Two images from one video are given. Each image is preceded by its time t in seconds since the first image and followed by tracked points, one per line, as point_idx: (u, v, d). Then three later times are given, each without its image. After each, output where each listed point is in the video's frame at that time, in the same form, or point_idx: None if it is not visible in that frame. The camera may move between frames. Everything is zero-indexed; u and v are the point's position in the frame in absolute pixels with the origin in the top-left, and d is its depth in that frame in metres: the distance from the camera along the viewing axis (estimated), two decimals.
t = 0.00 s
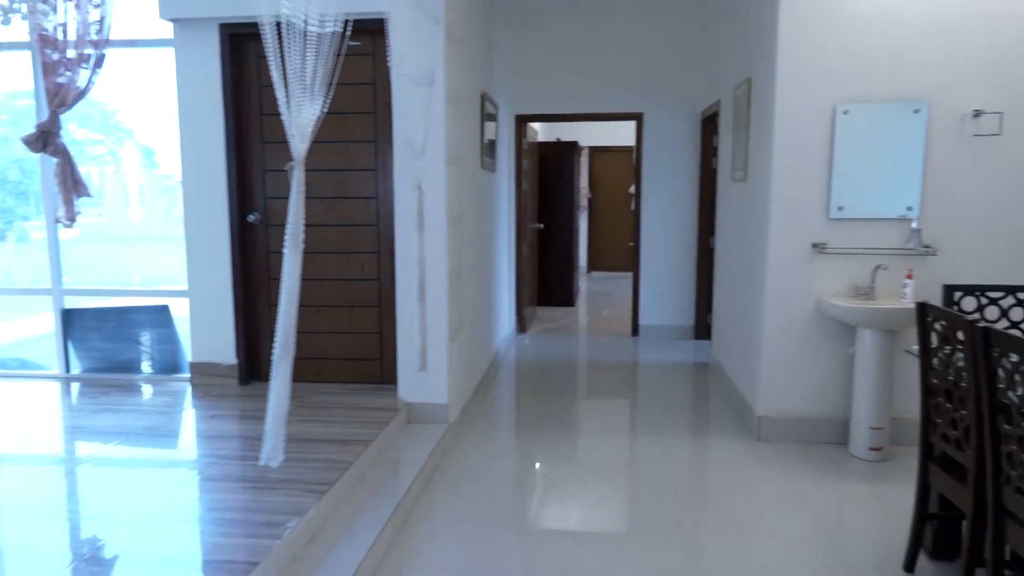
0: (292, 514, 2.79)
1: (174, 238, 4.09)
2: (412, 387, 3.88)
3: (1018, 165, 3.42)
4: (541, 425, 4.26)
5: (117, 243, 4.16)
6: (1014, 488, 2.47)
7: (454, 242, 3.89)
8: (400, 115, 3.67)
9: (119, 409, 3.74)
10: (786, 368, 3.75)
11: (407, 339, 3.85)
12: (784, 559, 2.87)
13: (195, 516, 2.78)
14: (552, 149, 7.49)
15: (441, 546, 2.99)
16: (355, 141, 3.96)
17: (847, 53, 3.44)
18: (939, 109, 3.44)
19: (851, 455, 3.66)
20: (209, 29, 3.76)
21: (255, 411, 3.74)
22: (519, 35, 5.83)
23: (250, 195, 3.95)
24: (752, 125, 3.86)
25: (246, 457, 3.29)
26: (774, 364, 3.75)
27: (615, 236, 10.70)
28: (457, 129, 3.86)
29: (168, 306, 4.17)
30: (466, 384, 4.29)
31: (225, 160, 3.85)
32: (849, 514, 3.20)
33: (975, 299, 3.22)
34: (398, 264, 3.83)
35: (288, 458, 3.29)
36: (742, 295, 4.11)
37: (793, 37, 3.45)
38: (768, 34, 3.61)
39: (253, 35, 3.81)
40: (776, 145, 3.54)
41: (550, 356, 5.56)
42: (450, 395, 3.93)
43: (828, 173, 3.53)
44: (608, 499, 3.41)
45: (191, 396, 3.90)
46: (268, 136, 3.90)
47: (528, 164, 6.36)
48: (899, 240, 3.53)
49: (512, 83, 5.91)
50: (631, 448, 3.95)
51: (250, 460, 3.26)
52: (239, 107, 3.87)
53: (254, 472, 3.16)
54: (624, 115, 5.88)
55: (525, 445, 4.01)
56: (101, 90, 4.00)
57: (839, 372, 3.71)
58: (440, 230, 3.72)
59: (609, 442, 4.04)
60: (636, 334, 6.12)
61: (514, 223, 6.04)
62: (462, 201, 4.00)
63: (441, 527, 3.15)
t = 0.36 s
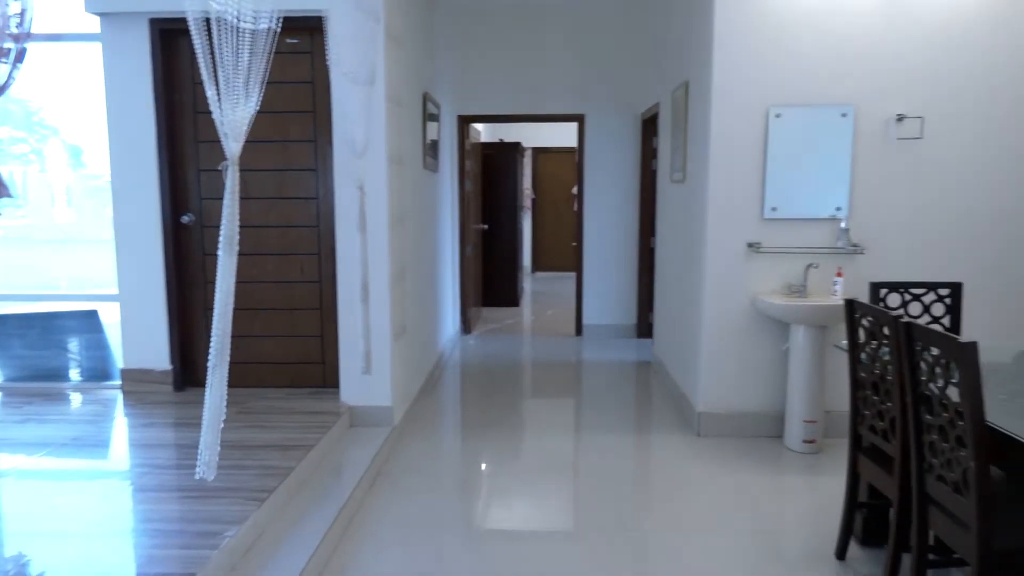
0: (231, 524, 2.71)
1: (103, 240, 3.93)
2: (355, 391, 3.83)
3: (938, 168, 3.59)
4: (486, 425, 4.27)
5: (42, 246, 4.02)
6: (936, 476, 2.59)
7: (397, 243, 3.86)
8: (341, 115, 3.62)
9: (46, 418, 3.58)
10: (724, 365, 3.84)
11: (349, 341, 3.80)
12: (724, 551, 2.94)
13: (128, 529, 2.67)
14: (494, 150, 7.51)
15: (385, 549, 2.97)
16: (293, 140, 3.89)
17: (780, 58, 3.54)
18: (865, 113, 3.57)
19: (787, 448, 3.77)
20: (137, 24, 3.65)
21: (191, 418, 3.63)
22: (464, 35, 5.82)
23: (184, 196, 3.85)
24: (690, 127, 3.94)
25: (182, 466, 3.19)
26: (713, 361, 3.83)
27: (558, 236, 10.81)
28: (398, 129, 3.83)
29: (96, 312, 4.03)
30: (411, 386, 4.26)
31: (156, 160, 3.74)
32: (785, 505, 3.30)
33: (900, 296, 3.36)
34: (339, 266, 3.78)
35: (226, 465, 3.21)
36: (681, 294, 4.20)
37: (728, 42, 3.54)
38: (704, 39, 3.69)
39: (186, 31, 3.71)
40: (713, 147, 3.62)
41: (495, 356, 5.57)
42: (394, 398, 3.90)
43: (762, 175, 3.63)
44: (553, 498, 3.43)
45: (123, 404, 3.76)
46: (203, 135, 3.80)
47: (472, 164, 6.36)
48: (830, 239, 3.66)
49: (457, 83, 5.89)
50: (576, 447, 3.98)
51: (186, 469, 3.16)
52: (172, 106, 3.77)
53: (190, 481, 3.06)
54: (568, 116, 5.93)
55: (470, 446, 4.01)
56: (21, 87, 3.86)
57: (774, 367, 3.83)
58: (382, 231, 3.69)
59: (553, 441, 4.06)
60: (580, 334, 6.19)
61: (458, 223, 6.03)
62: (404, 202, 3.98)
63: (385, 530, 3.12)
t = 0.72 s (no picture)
0: (168, 534, 2.62)
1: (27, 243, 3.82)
2: (298, 395, 3.76)
3: (868, 170, 3.72)
4: (432, 427, 4.25)
5: None
6: (867, 466, 2.69)
7: (339, 244, 3.80)
8: (280, 113, 3.54)
9: None
10: (667, 362, 3.91)
11: (291, 345, 3.73)
12: (667, 546, 2.99)
13: (57, 543, 2.56)
14: (438, 150, 7.44)
15: (329, 554, 2.92)
16: (231, 140, 3.80)
17: (718, 62, 3.62)
18: (799, 117, 3.69)
19: (727, 442, 3.86)
20: (64, 18, 3.52)
21: (124, 427, 3.50)
22: (410, 35, 5.78)
23: (116, 197, 3.72)
24: (632, 130, 4.01)
25: (115, 475, 3.07)
26: (656, 359, 3.90)
27: (503, 237, 10.85)
28: (340, 129, 3.78)
29: (21, 317, 3.91)
30: (355, 389, 4.20)
31: (85, 159, 3.62)
32: (726, 499, 3.38)
33: (832, 293, 3.47)
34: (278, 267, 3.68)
35: (162, 474, 3.10)
36: (625, 293, 4.26)
37: (668, 46, 3.60)
38: (644, 43, 3.75)
39: (117, 26, 3.60)
40: (655, 149, 3.68)
41: (441, 358, 5.54)
42: (338, 401, 3.84)
43: (701, 176, 3.71)
44: (501, 498, 3.43)
45: (52, 413, 3.61)
46: (135, 134, 3.68)
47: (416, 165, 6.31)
48: (766, 239, 3.76)
49: (402, 83, 5.85)
50: (523, 446, 3.99)
51: (120, 479, 3.04)
52: (101, 103, 3.64)
53: (124, 491, 2.95)
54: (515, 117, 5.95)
55: (417, 448, 3.98)
56: None
57: (715, 364, 3.92)
58: (324, 232, 3.63)
59: (501, 441, 4.07)
60: (524, 333, 6.21)
61: (402, 224, 5.97)
62: (347, 202, 3.93)
63: (330, 536, 3.07)
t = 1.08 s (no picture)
0: (100, 547, 2.51)
1: None
2: (236, 400, 3.67)
3: (802, 171, 3.84)
4: (378, 430, 4.21)
5: None
6: (802, 458, 2.77)
7: (280, 245, 3.73)
8: (215, 111, 3.45)
9: None
10: (610, 361, 3.96)
11: (230, 348, 3.64)
12: (613, 542, 3.03)
13: None
14: (382, 151, 7.39)
15: (270, 561, 2.86)
16: (165, 139, 3.69)
17: (658, 65, 3.69)
18: (736, 119, 3.78)
19: (670, 438, 3.94)
20: None
21: (53, 436, 3.37)
22: (354, 34, 5.72)
23: (41, 197, 3.59)
24: (575, 131, 4.04)
25: (43, 488, 2.94)
26: (600, 358, 3.95)
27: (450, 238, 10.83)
28: (280, 128, 3.71)
29: None
30: (298, 393, 4.13)
31: (8, 157, 3.49)
32: (670, 494, 3.44)
33: (768, 291, 3.57)
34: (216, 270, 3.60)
35: (94, 485, 2.98)
36: (570, 292, 4.30)
37: (608, 48, 3.64)
38: (585, 45, 3.80)
39: (42, 20, 3.48)
40: (597, 150, 3.72)
41: (388, 360, 5.49)
42: (280, 405, 3.77)
43: (643, 177, 3.77)
44: (448, 500, 3.42)
45: None
46: (62, 132, 3.56)
47: (359, 165, 6.24)
48: (706, 238, 3.85)
49: (347, 83, 5.78)
50: (470, 447, 3.99)
51: (49, 491, 2.92)
52: (24, 100, 3.51)
53: (52, 504, 2.82)
54: (462, 117, 5.94)
55: (363, 452, 3.93)
56: None
57: (657, 362, 3.99)
58: (263, 232, 3.56)
59: (448, 442, 4.06)
60: (472, 334, 6.16)
61: (346, 225, 5.92)
62: (287, 203, 3.85)
63: (271, 543, 3.00)
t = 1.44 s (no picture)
0: (32, 561, 2.40)
1: None
2: (176, 407, 3.57)
3: (743, 172, 3.93)
4: (324, 434, 4.14)
5: None
6: (744, 452, 2.83)
7: (222, 247, 3.64)
8: (150, 109, 3.35)
9: None
10: (558, 361, 3.99)
11: (169, 353, 3.54)
12: (563, 540, 3.05)
13: None
14: (328, 150, 7.29)
15: (214, 571, 2.78)
16: (98, 137, 3.56)
17: (604, 67, 3.72)
18: (680, 121, 3.85)
19: (618, 436, 3.98)
20: None
21: None
22: (300, 32, 5.63)
23: None
24: (522, 132, 4.06)
25: None
26: (549, 357, 3.97)
27: (398, 238, 10.76)
28: (220, 126, 3.62)
29: None
30: (241, 398, 4.04)
31: None
32: (620, 491, 3.48)
33: (712, 290, 3.64)
34: (154, 273, 3.49)
35: (25, 498, 2.85)
36: (519, 292, 4.31)
37: (554, 50, 3.66)
38: (531, 47, 3.82)
39: None
40: (545, 151, 3.73)
41: (335, 363, 5.42)
42: (223, 411, 3.68)
43: (590, 178, 3.80)
44: (396, 503, 3.38)
45: None
46: None
47: (304, 165, 6.13)
48: (652, 239, 3.91)
49: (293, 82, 5.69)
50: (420, 449, 3.97)
51: None
52: None
53: None
54: (411, 117, 5.91)
55: (309, 456, 3.87)
56: None
57: (605, 360, 4.04)
58: (203, 234, 3.46)
59: (398, 444, 4.02)
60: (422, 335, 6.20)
61: (291, 226, 5.82)
62: (229, 204, 3.76)
63: (214, 552, 2.92)
